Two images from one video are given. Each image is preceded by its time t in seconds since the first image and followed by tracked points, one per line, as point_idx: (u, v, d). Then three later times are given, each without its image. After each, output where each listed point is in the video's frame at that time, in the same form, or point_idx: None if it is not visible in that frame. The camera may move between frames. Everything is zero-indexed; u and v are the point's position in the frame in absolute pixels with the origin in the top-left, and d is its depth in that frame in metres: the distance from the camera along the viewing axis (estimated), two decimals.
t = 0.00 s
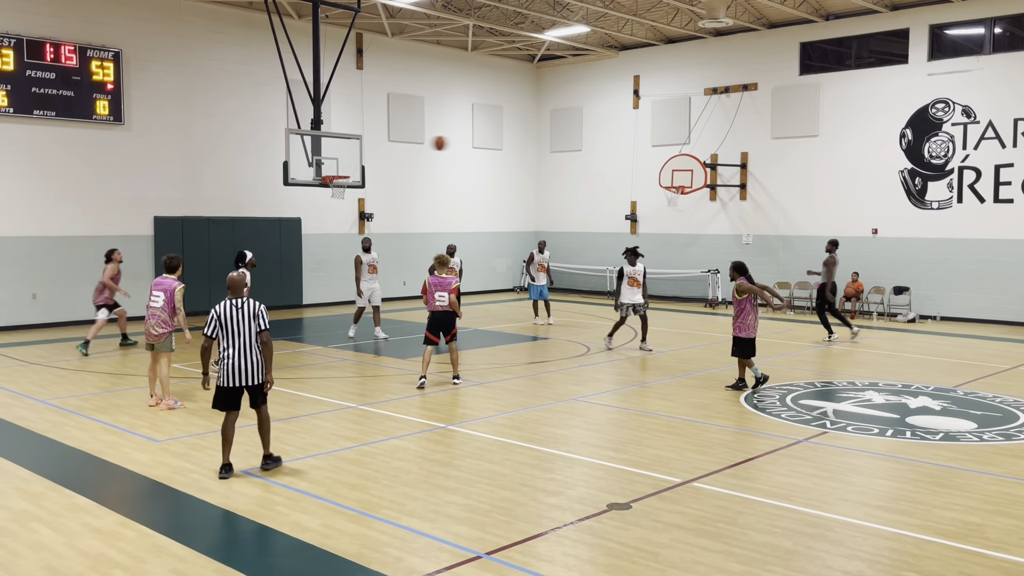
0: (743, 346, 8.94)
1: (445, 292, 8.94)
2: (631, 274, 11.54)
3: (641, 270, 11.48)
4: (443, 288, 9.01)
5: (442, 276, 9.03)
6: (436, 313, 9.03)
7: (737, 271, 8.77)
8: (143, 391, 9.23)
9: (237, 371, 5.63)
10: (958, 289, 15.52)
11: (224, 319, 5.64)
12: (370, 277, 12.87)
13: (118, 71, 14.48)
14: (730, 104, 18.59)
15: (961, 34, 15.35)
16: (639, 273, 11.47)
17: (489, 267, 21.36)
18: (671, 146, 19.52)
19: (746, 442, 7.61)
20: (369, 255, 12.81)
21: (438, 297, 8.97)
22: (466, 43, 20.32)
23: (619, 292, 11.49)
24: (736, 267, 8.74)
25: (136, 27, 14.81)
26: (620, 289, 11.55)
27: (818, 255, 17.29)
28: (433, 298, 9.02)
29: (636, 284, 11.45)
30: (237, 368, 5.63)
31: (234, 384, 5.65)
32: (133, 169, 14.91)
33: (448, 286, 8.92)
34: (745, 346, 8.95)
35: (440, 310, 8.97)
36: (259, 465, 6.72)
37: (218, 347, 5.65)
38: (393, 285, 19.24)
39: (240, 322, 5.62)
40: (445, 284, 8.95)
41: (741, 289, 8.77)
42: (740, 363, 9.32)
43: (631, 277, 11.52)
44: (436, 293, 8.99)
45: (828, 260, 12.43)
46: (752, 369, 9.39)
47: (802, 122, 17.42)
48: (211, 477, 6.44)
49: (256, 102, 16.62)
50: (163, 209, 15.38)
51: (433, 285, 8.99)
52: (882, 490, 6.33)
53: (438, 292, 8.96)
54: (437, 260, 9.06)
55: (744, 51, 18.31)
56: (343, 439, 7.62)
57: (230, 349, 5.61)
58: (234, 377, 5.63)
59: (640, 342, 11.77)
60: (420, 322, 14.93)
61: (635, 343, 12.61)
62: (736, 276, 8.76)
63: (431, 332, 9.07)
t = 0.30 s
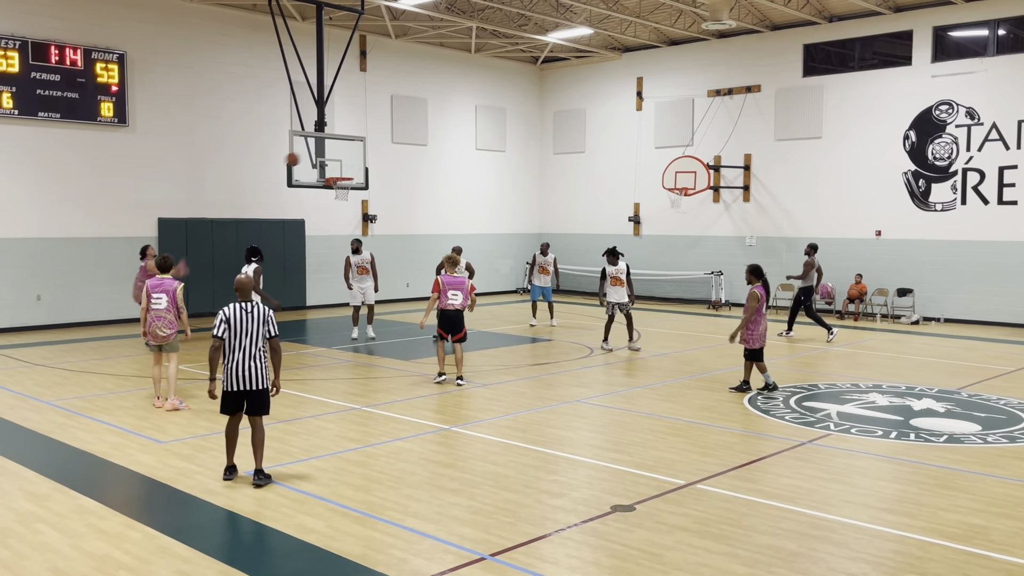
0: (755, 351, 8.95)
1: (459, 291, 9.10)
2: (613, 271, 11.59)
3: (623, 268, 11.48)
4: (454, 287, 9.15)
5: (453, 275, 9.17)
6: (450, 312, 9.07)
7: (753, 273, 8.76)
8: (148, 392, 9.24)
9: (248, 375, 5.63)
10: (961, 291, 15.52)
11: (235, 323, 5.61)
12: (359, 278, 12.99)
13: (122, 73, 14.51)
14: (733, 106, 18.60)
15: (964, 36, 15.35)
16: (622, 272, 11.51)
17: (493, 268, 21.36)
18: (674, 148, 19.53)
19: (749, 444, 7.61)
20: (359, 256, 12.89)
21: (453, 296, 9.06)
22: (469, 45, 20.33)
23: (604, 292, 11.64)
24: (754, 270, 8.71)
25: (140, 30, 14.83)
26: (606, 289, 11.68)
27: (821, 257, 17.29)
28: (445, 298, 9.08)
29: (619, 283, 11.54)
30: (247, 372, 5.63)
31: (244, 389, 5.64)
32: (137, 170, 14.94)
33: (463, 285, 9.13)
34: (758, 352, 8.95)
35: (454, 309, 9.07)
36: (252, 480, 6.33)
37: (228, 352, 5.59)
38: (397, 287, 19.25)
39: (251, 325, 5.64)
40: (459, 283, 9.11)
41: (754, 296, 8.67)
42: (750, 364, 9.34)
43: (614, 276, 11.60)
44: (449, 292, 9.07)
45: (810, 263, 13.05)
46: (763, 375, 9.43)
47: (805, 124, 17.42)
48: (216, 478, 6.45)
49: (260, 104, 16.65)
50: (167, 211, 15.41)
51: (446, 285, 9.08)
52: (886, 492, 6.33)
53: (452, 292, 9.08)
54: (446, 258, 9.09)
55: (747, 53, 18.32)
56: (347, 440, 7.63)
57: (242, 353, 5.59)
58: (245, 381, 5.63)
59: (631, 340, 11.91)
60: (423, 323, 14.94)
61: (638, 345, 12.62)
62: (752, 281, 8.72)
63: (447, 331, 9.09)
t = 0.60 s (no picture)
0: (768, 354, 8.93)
1: (461, 291, 9.13)
2: (604, 274, 11.68)
3: (613, 270, 11.62)
4: (455, 288, 9.16)
5: (454, 276, 9.16)
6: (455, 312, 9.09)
7: (767, 273, 8.73)
8: (152, 394, 9.26)
9: (260, 376, 5.63)
10: (965, 293, 15.50)
11: (250, 323, 5.62)
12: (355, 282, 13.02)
13: (127, 76, 14.54)
14: (736, 108, 18.59)
15: (968, 38, 15.33)
16: (612, 274, 11.64)
17: (495, 270, 21.36)
18: (678, 150, 19.53)
19: (753, 446, 7.61)
20: (356, 261, 12.92)
21: (456, 297, 9.07)
22: (473, 48, 20.35)
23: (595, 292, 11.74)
24: (768, 270, 8.68)
25: (143, 32, 14.85)
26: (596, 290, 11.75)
27: (824, 260, 17.28)
28: (448, 299, 9.07)
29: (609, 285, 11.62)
30: (258, 374, 5.62)
31: (255, 390, 5.64)
32: (141, 172, 14.96)
33: (464, 286, 9.17)
34: (772, 353, 8.94)
35: (457, 309, 9.11)
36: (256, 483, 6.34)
37: (242, 352, 5.60)
38: (400, 289, 19.26)
39: (265, 327, 5.66)
40: (460, 284, 9.14)
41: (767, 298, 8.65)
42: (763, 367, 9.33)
43: (604, 277, 11.68)
44: (452, 293, 9.07)
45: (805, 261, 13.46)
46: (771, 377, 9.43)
47: (808, 126, 17.43)
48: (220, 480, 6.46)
49: (264, 106, 16.68)
50: (170, 213, 15.43)
51: (448, 285, 9.06)
52: (891, 495, 6.31)
53: (455, 292, 9.08)
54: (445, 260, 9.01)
55: (751, 55, 18.33)
56: (351, 442, 7.63)
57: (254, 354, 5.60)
58: (254, 383, 5.62)
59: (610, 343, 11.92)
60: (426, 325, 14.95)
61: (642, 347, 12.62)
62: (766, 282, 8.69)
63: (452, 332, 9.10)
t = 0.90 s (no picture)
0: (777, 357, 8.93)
1: (467, 292, 9.13)
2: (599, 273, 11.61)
3: (606, 270, 11.50)
4: (461, 288, 9.14)
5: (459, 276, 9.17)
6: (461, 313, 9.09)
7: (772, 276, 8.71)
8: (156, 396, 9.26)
9: (260, 379, 5.64)
10: (968, 296, 15.48)
11: (249, 327, 5.62)
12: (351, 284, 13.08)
13: (130, 78, 14.58)
14: (739, 111, 18.58)
15: (972, 40, 15.32)
16: (604, 275, 11.54)
17: (498, 272, 21.35)
18: (680, 153, 19.53)
19: (756, 449, 7.59)
20: (348, 261, 12.93)
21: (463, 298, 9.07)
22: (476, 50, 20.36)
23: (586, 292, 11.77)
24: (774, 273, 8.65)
25: (146, 35, 14.87)
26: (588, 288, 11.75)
27: (828, 262, 17.26)
28: (455, 300, 9.06)
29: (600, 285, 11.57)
30: (258, 377, 5.63)
31: (256, 394, 5.65)
32: (144, 174, 14.99)
33: (469, 286, 9.19)
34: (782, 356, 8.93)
35: (464, 310, 9.11)
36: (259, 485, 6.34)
37: (242, 356, 5.60)
38: (403, 291, 19.26)
39: (265, 330, 5.65)
40: (465, 284, 9.15)
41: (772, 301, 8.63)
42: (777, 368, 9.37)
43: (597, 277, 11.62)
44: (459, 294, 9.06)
45: (811, 265, 13.46)
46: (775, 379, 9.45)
47: (811, 128, 17.43)
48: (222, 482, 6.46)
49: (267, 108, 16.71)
50: (173, 215, 15.44)
51: (454, 286, 9.04)
52: (895, 498, 6.30)
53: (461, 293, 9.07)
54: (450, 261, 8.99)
55: (754, 58, 18.33)
56: (353, 444, 7.63)
57: (254, 358, 5.60)
58: (255, 387, 5.63)
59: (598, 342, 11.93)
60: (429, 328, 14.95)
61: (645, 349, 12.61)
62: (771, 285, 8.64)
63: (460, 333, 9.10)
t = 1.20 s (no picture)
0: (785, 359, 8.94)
1: (477, 293, 9.15)
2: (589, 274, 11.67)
3: (596, 271, 11.57)
4: (471, 289, 9.15)
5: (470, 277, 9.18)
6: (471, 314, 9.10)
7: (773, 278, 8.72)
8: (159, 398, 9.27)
9: (260, 382, 5.63)
10: (971, 299, 15.46)
11: (247, 329, 5.62)
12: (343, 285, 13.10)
13: (133, 81, 14.60)
14: (741, 113, 18.59)
15: (974, 43, 15.32)
16: (593, 276, 11.60)
17: (500, 275, 21.35)
18: (682, 155, 19.53)
19: (759, 452, 7.58)
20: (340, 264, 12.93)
21: (472, 299, 9.09)
22: (478, 53, 20.38)
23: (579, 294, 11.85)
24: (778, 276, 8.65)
25: (148, 38, 14.89)
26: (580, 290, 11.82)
27: (830, 265, 17.25)
28: (466, 301, 9.07)
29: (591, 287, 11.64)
30: (258, 380, 5.63)
31: (256, 397, 5.65)
32: (147, 176, 15.01)
33: (479, 287, 9.21)
34: (789, 357, 8.94)
35: (473, 311, 9.12)
36: (261, 488, 6.34)
37: (240, 359, 5.60)
38: (405, 294, 19.27)
39: (262, 332, 5.65)
40: (475, 285, 9.16)
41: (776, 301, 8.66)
42: (780, 372, 9.37)
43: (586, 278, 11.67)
44: (470, 295, 9.07)
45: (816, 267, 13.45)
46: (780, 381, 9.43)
47: (813, 131, 17.42)
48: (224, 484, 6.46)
49: (270, 111, 16.73)
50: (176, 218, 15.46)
51: (466, 287, 9.06)
52: (897, 501, 6.29)
53: (471, 294, 9.09)
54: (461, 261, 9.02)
55: (755, 60, 18.34)
56: (355, 446, 7.63)
57: (252, 360, 5.60)
58: (255, 390, 5.63)
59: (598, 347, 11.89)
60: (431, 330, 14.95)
61: (647, 352, 12.61)
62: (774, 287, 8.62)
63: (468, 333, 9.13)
